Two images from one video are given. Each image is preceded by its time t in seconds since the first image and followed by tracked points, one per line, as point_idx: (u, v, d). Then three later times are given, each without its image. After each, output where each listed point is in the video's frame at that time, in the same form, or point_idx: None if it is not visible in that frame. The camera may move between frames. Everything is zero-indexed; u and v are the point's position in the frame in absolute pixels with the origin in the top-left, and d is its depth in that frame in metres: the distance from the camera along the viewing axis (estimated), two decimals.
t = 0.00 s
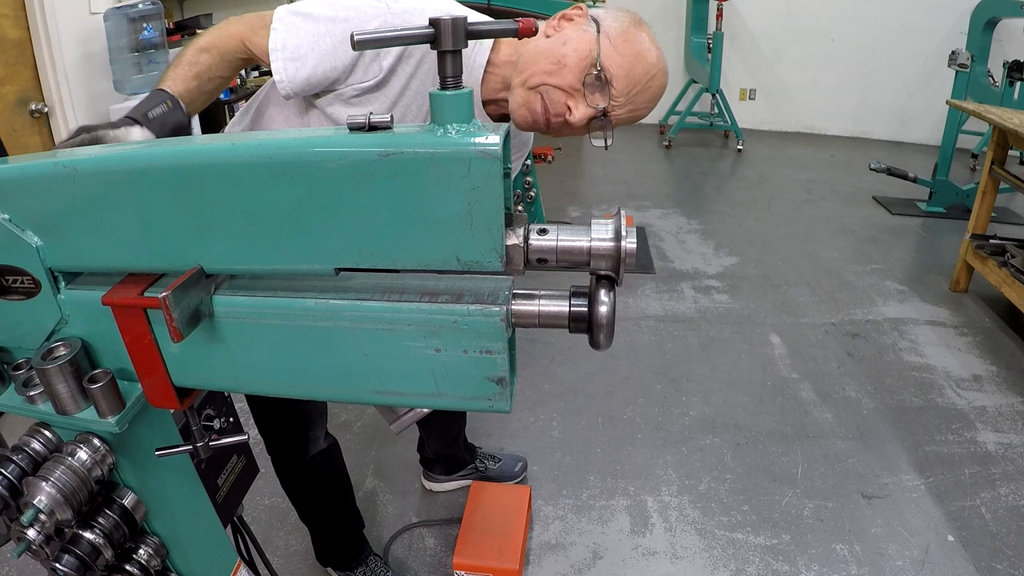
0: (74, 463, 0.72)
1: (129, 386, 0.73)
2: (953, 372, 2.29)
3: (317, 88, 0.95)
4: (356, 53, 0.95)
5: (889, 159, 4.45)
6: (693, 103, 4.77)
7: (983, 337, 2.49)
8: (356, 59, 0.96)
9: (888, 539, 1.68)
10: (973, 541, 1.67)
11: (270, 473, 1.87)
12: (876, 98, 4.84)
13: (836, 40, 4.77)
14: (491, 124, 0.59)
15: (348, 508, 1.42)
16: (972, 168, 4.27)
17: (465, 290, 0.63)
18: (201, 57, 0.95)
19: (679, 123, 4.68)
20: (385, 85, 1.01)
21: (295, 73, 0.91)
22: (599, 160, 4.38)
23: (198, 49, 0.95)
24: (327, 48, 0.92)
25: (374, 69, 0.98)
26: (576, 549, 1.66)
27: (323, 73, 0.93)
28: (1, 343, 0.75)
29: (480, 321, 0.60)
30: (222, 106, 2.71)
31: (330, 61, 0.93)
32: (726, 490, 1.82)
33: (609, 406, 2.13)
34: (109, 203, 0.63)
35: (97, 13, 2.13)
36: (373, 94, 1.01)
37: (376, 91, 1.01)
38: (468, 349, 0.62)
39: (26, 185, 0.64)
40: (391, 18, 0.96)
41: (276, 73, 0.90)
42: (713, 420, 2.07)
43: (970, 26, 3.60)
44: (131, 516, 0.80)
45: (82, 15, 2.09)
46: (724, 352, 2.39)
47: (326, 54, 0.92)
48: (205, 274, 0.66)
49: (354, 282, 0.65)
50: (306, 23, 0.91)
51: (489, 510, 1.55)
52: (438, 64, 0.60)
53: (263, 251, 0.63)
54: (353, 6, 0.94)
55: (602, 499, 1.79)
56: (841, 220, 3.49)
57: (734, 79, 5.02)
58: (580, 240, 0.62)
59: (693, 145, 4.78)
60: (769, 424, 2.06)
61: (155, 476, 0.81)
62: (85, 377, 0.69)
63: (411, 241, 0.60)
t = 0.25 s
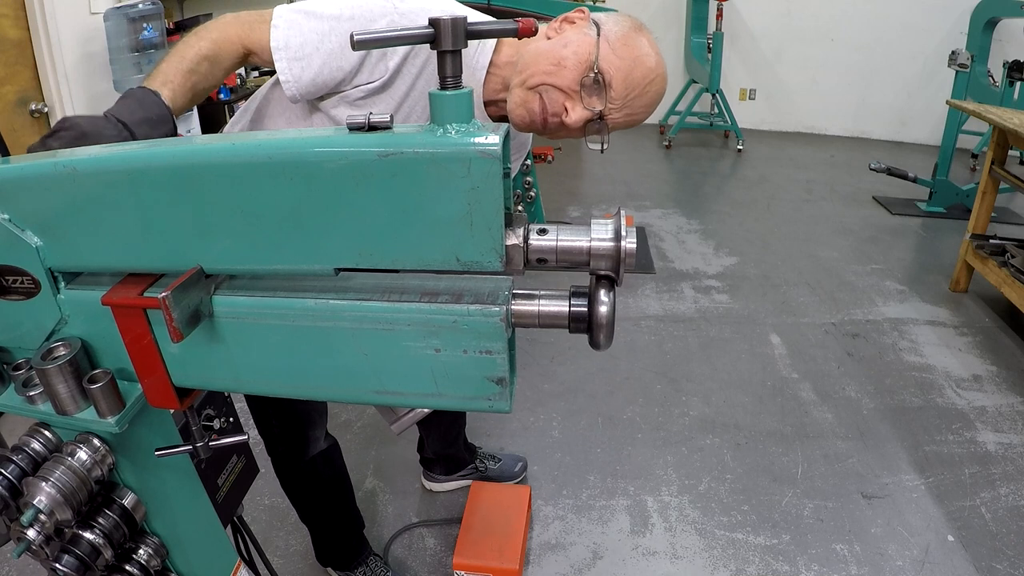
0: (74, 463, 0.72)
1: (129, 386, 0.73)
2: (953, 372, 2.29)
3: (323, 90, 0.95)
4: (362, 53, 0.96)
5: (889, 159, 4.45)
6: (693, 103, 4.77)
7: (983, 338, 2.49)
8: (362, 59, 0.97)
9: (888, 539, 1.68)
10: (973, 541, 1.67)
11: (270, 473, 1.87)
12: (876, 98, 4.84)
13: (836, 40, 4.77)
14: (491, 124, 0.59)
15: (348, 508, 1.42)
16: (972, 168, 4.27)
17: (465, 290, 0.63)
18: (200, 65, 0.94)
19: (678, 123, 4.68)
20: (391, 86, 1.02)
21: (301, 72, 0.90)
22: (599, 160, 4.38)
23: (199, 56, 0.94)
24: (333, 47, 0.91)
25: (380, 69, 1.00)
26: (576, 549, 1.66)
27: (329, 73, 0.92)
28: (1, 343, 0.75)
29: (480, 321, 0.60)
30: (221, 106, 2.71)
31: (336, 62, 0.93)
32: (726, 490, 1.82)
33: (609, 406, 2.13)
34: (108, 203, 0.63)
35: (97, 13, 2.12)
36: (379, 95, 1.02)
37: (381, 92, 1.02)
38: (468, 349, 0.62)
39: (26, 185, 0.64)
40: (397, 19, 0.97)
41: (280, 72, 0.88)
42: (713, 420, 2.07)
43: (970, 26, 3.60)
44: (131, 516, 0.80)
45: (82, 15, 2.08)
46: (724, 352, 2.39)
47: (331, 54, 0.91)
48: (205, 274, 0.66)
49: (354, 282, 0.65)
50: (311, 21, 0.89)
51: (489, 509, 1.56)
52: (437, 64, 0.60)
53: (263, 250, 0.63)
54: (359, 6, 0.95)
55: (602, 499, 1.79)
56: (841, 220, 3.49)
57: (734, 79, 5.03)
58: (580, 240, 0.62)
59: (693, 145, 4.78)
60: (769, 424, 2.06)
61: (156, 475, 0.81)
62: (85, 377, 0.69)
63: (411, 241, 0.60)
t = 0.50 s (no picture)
0: (74, 463, 0.72)
1: (129, 386, 0.73)
2: (953, 372, 2.29)
3: (322, 94, 0.95)
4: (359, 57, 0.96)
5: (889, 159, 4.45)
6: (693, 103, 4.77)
7: (983, 337, 2.49)
8: (360, 63, 0.96)
9: (888, 539, 1.68)
10: (973, 541, 1.67)
11: (270, 473, 1.87)
12: (876, 98, 4.83)
13: (836, 40, 4.77)
14: (491, 124, 0.59)
15: (348, 508, 1.42)
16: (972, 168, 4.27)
17: (465, 290, 0.63)
18: (187, 65, 0.94)
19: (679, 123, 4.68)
20: (388, 89, 1.02)
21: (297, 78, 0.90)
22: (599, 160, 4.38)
23: (186, 55, 0.93)
24: (330, 52, 0.91)
25: (377, 73, 0.99)
26: (576, 549, 1.66)
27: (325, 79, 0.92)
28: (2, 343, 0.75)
29: (480, 321, 0.60)
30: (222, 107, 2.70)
31: (333, 67, 0.92)
32: (727, 490, 1.82)
33: (609, 406, 2.13)
34: (108, 203, 0.63)
35: (97, 13, 2.13)
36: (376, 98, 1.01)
37: (378, 96, 1.01)
38: (468, 349, 0.62)
39: (26, 185, 0.64)
40: (395, 22, 0.96)
41: (278, 79, 0.89)
42: (713, 420, 2.07)
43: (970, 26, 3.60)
44: (131, 516, 0.80)
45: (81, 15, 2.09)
46: (724, 352, 2.39)
47: (328, 59, 0.91)
48: (205, 275, 0.66)
49: (354, 282, 0.65)
50: (306, 26, 0.89)
51: (489, 509, 1.56)
52: (438, 64, 0.60)
53: (263, 251, 0.63)
54: (356, 9, 0.94)
55: (601, 499, 1.79)
56: (841, 220, 3.49)
57: (734, 79, 5.03)
58: (580, 240, 0.62)
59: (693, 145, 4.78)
60: (769, 424, 2.06)
61: (156, 475, 0.81)
62: (85, 377, 0.69)
63: (411, 241, 0.60)
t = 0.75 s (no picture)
0: (74, 463, 0.72)
1: (129, 386, 0.73)
2: (953, 372, 2.29)
3: (312, 92, 0.93)
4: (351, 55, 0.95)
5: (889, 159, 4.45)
6: (693, 103, 4.77)
7: (983, 337, 2.49)
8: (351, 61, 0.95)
9: (888, 539, 1.68)
10: (973, 541, 1.67)
11: (270, 473, 1.87)
12: (876, 98, 4.83)
13: (836, 40, 4.77)
14: (491, 124, 0.59)
15: (348, 508, 1.42)
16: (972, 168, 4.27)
17: (465, 290, 0.63)
18: (174, 51, 0.92)
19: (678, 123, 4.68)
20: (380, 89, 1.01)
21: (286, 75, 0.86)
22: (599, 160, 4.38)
23: (173, 42, 0.92)
24: (321, 49, 0.89)
25: (369, 72, 0.98)
26: (576, 549, 1.66)
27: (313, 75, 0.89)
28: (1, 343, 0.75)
29: (480, 321, 0.60)
30: (222, 107, 2.73)
31: (324, 64, 0.90)
32: (726, 490, 1.82)
33: (609, 406, 2.13)
34: (108, 203, 0.63)
35: (97, 13, 2.13)
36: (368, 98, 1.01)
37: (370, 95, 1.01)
38: (468, 349, 0.62)
39: (26, 185, 0.64)
40: (387, 21, 0.97)
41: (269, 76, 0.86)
42: (713, 420, 2.07)
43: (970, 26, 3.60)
44: (131, 516, 0.80)
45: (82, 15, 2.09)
46: (724, 352, 2.39)
47: (319, 56, 0.89)
48: (205, 274, 0.66)
49: (354, 282, 0.65)
50: (299, 23, 0.87)
51: (489, 509, 1.56)
52: (438, 64, 0.60)
53: (263, 251, 0.63)
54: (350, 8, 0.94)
55: (601, 499, 1.79)
56: (841, 220, 3.49)
57: (734, 79, 5.03)
58: (580, 240, 0.62)
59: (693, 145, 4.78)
60: (769, 424, 2.06)
61: (155, 475, 0.81)
62: (85, 377, 0.69)
63: (411, 241, 0.60)
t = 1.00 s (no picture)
0: (74, 463, 0.72)
1: (129, 386, 0.73)
2: (953, 372, 2.29)
3: (291, 81, 0.91)
4: (332, 44, 0.90)
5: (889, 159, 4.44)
6: (693, 103, 4.77)
7: (983, 338, 2.49)
8: (331, 52, 0.92)
9: (888, 539, 1.68)
10: (974, 541, 1.67)
11: (270, 473, 1.87)
12: (876, 98, 4.83)
13: (836, 40, 4.77)
14: (491, 124, 0.59)
15: (348, 509, 1.42)
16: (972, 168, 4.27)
17: (465, 290, 0.63)
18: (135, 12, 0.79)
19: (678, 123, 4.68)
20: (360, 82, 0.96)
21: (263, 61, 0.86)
22: (599, 160, 4.38)
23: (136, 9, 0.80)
24: (301, 36, 0.87)
25: (349, 62, 0.93)
26: (576, 549, 1.66)
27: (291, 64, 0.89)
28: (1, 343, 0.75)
29: (480, 321, 0.60)
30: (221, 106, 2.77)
31: (304, 52, 0.89)
32: (726, 490, 1.82)
33: (609, 406, 2.13)
34: (109, 203, 0.63)
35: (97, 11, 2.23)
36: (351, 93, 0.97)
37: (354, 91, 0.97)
38: (468, 349, 0.62)
39: (26, 185, 0.64)
40: (366, 9, 0.92)
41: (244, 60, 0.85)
42: (713, 420, 2.07)
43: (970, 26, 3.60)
44: (131, 516, 0.80)
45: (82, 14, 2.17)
46: (724, 352, 2.39)
47: (299, 43, 0.87)
48: (205, 274, 0.66)
49: (354, 282, 0.65)
50: (279, 9, 0.86)
51: (489, 509, 1.55)
52: (438, 64, 0.60)
53: (263, 250, 0.63)
54: None
55: (601, 499, 1.79)
56: (841, 220, 3.49)
57: (734, 79, 5.03)
58: (580, 240, 0.62)
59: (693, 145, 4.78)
60: (769, 424, 2.06)
61: (155, 475, 0.81)
62: (85, 376, 0.69)
63: (412, 241, 0.60)
